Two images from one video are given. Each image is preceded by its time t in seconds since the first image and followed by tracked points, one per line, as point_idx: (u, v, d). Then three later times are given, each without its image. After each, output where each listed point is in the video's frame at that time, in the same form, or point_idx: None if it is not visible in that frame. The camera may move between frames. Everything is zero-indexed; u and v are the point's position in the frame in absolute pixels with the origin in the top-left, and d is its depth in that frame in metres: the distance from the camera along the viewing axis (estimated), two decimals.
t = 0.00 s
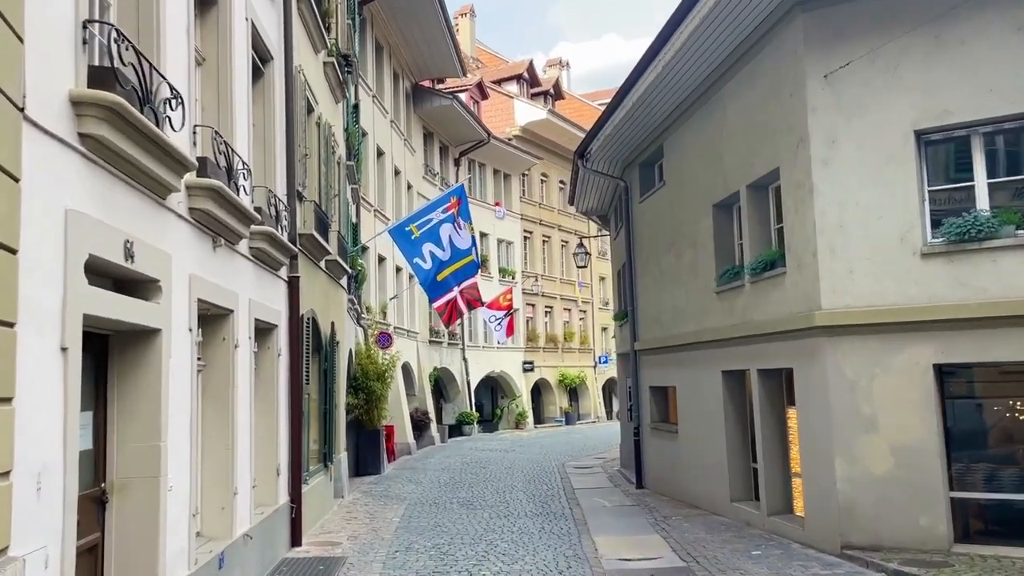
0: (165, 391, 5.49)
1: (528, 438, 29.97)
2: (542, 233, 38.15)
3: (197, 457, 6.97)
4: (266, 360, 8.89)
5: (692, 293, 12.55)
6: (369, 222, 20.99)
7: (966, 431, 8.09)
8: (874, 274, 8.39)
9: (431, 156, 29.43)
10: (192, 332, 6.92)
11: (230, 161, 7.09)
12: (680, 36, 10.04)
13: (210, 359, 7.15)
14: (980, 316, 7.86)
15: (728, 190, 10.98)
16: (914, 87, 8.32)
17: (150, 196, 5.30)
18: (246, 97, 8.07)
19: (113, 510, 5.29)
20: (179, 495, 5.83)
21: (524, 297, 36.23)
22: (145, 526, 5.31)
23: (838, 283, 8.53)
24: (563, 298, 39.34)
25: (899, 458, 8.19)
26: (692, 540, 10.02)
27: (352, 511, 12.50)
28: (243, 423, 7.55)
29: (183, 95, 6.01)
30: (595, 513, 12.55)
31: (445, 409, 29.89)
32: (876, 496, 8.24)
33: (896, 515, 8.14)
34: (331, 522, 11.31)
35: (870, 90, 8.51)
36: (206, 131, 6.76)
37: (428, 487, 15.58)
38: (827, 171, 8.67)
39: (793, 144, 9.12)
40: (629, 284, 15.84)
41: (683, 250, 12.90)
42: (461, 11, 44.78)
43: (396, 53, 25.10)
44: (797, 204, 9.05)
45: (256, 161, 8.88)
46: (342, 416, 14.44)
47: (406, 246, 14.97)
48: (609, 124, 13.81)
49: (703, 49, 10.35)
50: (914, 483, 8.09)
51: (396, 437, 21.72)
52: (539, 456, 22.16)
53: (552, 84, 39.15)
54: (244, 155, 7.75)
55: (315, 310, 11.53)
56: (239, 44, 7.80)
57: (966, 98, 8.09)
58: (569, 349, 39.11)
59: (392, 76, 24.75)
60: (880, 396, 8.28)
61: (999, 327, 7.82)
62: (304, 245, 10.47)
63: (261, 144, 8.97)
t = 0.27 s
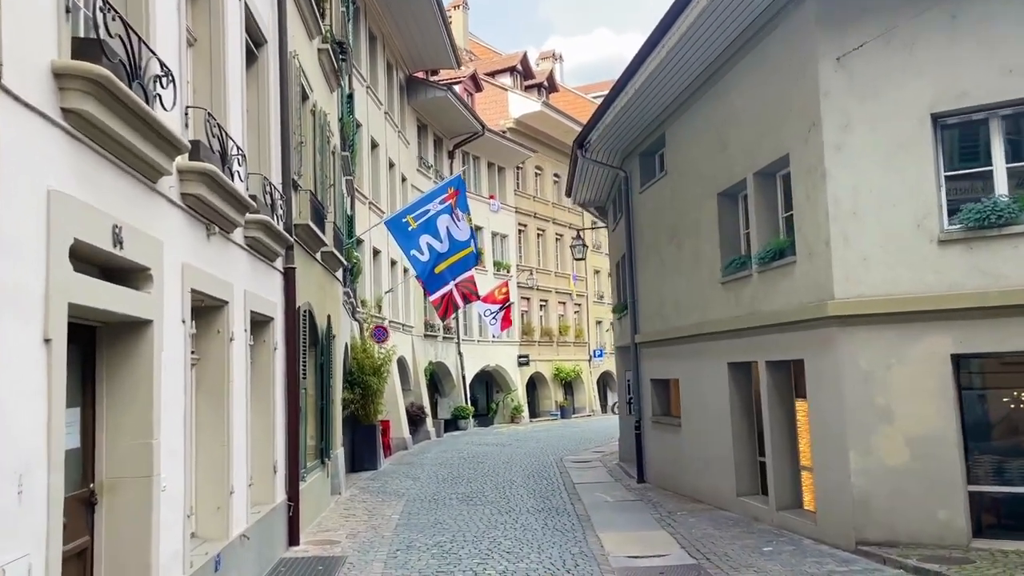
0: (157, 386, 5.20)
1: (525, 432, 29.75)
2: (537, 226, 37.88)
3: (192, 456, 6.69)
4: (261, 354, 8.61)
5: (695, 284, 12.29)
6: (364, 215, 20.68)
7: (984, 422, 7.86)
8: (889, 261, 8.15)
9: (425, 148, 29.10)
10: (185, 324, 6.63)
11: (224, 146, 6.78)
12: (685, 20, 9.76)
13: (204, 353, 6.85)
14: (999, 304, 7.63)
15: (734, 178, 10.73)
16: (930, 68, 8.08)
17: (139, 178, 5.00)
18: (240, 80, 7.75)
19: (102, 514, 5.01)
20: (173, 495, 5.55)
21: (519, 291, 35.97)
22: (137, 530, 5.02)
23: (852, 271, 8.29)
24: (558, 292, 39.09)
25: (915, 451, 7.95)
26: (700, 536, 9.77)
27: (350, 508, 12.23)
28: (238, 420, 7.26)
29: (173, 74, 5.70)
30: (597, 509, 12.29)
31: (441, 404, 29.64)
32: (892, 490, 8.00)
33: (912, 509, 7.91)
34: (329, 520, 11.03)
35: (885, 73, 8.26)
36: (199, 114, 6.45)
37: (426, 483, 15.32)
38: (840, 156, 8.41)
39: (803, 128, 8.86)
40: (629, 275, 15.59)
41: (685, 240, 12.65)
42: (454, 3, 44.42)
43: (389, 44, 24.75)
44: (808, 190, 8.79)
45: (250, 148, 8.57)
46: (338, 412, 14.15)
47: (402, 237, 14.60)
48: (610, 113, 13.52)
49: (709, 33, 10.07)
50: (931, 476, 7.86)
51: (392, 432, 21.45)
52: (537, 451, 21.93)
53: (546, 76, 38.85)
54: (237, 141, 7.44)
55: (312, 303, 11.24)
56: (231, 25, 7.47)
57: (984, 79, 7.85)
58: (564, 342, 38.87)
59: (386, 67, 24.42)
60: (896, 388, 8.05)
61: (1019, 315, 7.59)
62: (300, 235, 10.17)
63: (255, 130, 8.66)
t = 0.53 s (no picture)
0: (146, 378, 4.88)
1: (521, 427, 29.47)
2: (532, 219, 37.55)
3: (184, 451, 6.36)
4: (256, 346, 8.28)
5: (700, 274, 12.00)
6: (358, 206, 20.32)
7: (1007, 414, 7.59)
8: (907, 247, 7.87)
9: (419, 140, 28.73)
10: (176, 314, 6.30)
11: (216, 126, 6.45)
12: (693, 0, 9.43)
13: (196, 344, 6.53)
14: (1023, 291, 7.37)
15: (742, 163, 10.43)
16: (950, 47, 7.79)
17: (126, 155, 4.67)
18: (232, 59, 7.40)
19: (88, 515, 4.68)
20: (164, 494, 5.23)
21: (514, 284, 35.64)
22: (125, 531, 4.70)
23: (869, 258, 7.99)
24: (553, 285, 38.79)
25: (935, 444, 7.68)
26: (709, 532, 9.49)
27: (347, 504, 11.92)
28: (232, 414, 6.94)
29: (162, 45, 5.37)
30: (600, 504, 12.01)
31: (436, 398, 29.33)
32: (911, 485, 7.73)
33: (932, 504, 7.64)
34: (325, 517, 10.70)
35: (903, 52, 7.96)
36: (189, 91, 6.11)
37: (424, 478, 15.01)
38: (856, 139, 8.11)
39: (816, 110, 8.56)
40: (630, 266, 15.29)
41: (689, 229, 12.35)
42: None
43: (383, 33, 24.36)
44: (821, 174, 8.50)
45: (243, 131, 8.22)
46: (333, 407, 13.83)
47: (398, 228, 14.31)
48: (611, 99, 13.20)
49: (717, 13, 9.74)
50: (951, 469, 7.59)
51: (387, 427, 21.12)
52: (535, 445, 21.65)
53: (541, 68, 38.51)
54: (230, 121, 7.10)
55: (307, 294, 10.89)
56: None
57: (1006, 58, 7.58)
58: (560, 336, 38.58)
59: (380, 57, 24.03)
60: (915, 378, 7.77)
61: None
62: (295, 223, 9.82)
63: (248, 112, 8.31)
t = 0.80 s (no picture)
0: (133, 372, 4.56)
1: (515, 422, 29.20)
2: (525, 212, 37.25)
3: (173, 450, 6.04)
4: (248, 340, 7.95)
5: (703, 266, 11.74)
6: (350, 198, 19.98)
7: None
8: (923, 237, 7.62)
9: (412, 132, 28.37)
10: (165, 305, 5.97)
11: (207, 106, 6.12)
12: None
13: (186, 338, 6.21)
14: None
15: (747, 152, 10.16)
16: (968, 29, 7.54)
17: (110, 133, 4.36)
18: (223, 38, 7.06)
19: (70, 518, 4.37)
20: (152, 495, 4.92)
21: (507, 278, 35.35)
22: (110, 536, 4.38)
23: (884, 248, 7.74)
24: (547, 279, 38.53)
25: (952, 439, 7.43)
26: (715, 530, 9.23)
27: (342, 502, 11.62)
28: (224, 410, 6.62)
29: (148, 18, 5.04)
30: (601, 501, 11.74)
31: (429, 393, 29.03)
32: (927, 482, 7.49)
33: (950, 501, 7.40)
34: (320, 516, 10.40)
35: (920, 35, 7.72)
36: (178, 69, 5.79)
37: (420, 475, 14.71)
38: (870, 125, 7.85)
39: (827, 95, 8.30)
40: (629, 258, 15.01)
41: (692, 220, 12.09)
42: None
43: (375, 23, 24.00)
44: (833, 162, 8.23)
45: (235, 116, 7.88)
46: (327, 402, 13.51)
47: (393, 220, 14.08)
48: (610, 88, 12.91)
49: None
50: (969, 466, 7.35)
51: (380, 423, 20.81)
52: (530, 441, 21.38)
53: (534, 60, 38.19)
54: (221, 103, 6.77)
55: (301, 287, 10.57)
56: None
57: None
58: (553, 331, 38.32)
59: (372, 47, 23.67)
60: (931, 371, 7.53)
61: None
62: (288, 213, 9.50)
63: (239, 96, 7.98)
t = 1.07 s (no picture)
0: (118, 363, 4.26)
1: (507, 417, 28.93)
2: (517, 206, 36.93)
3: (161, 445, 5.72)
4: (239, 331, 7.64)
5: (705, 257, 11.48)
6: (341, 189, 19.62)
7: None
8: (940, 225, 7.39)
9: (403, 123, 27.98)
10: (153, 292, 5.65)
11: (196, 83, 5.80)
12: None
13: (175, 328, 5.89)
14: None
15: (753, 138, 9.89)
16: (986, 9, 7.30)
17: (93, 104, 4.04)
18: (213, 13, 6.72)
19: (50, 520, 4.07)
20: (140, 493, 4.62)
21: (499, 272, 35.04)
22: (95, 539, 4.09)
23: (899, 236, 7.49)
24: (539, 273, 38.25)
25: (970, 433, 7.21)
26: (722, 527, 8.98)
27: (335, 499, 11.32)
28: (215, 403, 6.31)
29: None
30: (601, 497, 11.49)
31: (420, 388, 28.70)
32: (944, 476, 7.26)
33: (967, 497, 7.18)
34: (313, 514, 10.10)
35: (936, 16, 7.47)
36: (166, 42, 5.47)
37: (414, 471, 14.41)
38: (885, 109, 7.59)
39: (839, 78, 8.03)
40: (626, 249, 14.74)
41: (693, 209, 11.83)
42: None
43: (366, 12, 23.59)
44: (845, 147, 7.97)
45: (225, 97, 7.55)
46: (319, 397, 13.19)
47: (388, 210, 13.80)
48: (609, 74, 12.62)
49: None
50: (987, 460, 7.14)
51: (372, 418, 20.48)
52: (525, 435, 21.11)
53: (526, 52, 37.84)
54: (211, 81, 6.44)
55: (292, 277, 10.24)
56: None
57: None
58: (545, 325, 38.06)
59: (363, 36, 23.27)
60: (948, 363, 7.30)
61: None
62: (280, 199, 9.17)
63: (230, 76, 7.64)
